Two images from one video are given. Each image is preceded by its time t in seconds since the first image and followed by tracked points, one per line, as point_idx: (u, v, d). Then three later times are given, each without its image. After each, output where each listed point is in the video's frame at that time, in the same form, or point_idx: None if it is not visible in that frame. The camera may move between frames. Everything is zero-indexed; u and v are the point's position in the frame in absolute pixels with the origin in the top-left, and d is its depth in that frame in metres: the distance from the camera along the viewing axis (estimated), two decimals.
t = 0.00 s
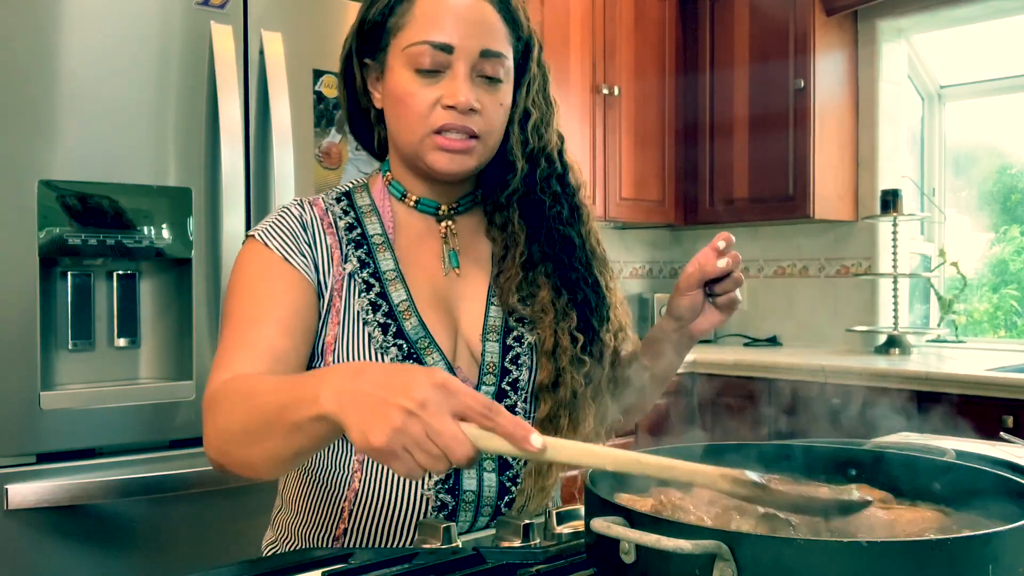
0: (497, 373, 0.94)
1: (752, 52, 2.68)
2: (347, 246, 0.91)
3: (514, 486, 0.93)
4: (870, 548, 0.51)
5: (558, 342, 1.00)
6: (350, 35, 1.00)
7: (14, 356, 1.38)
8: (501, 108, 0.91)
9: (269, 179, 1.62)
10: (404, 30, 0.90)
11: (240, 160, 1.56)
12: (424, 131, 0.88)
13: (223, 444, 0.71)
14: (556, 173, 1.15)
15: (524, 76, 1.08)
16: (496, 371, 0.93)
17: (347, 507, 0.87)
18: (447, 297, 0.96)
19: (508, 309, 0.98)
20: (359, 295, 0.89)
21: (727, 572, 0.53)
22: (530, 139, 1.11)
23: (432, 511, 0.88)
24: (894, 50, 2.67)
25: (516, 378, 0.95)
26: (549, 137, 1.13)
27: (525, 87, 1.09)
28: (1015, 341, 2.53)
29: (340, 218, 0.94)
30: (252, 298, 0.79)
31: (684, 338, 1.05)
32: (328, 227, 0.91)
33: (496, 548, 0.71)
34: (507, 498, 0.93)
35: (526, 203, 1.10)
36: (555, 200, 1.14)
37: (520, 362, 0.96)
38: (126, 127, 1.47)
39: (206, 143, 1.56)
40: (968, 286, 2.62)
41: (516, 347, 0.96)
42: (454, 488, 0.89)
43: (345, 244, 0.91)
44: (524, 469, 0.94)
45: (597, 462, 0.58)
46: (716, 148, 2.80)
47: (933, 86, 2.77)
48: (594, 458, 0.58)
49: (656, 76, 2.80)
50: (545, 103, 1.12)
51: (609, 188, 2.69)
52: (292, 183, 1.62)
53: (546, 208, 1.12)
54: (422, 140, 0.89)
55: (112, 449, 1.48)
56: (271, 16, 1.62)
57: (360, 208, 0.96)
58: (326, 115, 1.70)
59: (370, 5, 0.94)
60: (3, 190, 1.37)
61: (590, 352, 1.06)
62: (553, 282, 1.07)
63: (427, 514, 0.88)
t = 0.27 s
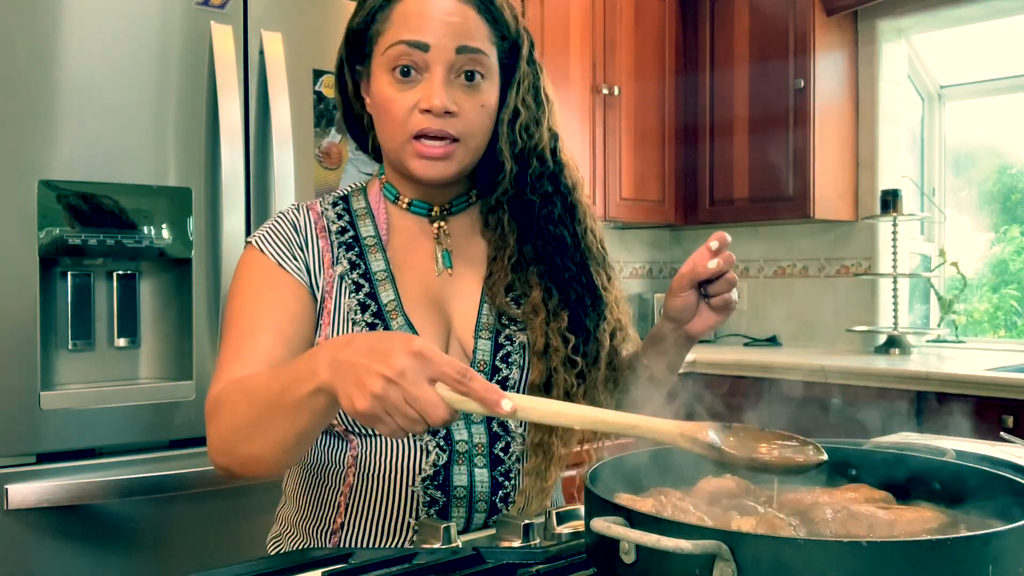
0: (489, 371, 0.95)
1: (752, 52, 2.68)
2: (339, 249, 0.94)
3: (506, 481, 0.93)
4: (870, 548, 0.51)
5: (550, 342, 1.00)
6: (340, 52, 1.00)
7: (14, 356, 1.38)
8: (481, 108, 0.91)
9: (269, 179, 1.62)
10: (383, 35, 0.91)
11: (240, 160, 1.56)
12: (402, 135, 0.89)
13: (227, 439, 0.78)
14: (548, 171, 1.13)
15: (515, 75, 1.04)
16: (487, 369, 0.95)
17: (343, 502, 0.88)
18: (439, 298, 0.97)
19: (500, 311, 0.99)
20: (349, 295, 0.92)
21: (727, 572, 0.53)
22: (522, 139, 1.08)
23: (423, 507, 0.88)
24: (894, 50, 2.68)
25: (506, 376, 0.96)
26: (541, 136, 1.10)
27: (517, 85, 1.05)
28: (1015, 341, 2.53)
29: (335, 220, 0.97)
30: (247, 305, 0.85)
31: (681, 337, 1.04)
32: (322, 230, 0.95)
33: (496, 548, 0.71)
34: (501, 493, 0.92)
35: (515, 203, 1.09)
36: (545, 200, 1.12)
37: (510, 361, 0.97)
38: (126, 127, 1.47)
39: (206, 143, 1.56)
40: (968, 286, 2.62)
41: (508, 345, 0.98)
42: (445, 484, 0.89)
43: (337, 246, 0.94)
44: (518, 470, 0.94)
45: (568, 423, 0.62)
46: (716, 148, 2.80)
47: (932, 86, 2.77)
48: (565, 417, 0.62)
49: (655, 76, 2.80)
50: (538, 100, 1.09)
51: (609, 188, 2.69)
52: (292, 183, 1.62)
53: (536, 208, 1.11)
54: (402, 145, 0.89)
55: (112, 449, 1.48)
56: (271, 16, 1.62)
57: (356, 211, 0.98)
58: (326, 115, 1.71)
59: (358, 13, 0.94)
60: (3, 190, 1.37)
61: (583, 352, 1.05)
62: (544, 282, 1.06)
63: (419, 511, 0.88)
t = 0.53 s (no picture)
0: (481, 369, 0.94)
1: (752, 52, 2.68)
2: (334, 250, 0.94)
3: (500, 480, 0.93)
4: (870, 548, 0.51)
5: (544, 342, 1.00)
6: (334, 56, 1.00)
7: (15, 355, 1.38)
8: (472, 109, 0.91)
9: (269, 178, 1.62)
10: (372, 38, 0.91)
11: (240, 160, 1.56)
12: (392, 138, 0.89)
13: (237, 436, 0.78)
14: (541, 170, 1.13)
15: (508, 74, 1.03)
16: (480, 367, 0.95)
17: (339, 501, 0.88)
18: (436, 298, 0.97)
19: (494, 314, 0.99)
20: (343, 296, 0.92)
21: (727, 572, 0.53)
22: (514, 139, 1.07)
23: (415, 507, 0.88)
24: (894, 50, 2.68)
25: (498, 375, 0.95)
26: (534, 134, 1.10)
27: (510, 84, 1.03)
28: (1016, 341, 2.53)
29: (332, 222, 0.97)
30: (251, 305, 0.86)
31: (679, 334, 1.04)
32: (318, 233, 0.95)
33: (496, 547, 0.71)
34: (495, 492, 0.92)
35: (508, 202, 1.09)
36: (537, 199, 1.12)
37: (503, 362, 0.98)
38: (126, 127, 1.47)
39: (206, 143, 1.56)
40: (968, 286, 2.62)
41: (501, 345, 0.98)
42: (437, 483, 0.89)
43: (332, 248, 0.94)
44: (512, 467, 0.94)
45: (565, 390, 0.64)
46: (716, 147, 2.80)
47: (932, 86, 2.77)
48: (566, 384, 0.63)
49: (655, 76, 2.80)
50: (530, 99, 1.08)
51: (609, 188, 2.69)
52: (292, 183, 1.62)
53: (529, 208, 1.10)
54: (392, 148, 0.90)
55: (112, 449, 1.48)
56: (271, 16, 1.62)
57: (353, 213, 0.99)
58: (326, 115, 1.71)
59: (349, 17, 0.95)
60: (3, 189, 1.37)
61: (577, 351, 1.06)
62: (537, 280, 1.06)
63: (412, 510, 0.88)
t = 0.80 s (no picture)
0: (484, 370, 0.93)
1: (752, 52, 2.68)
2: (335, 252, 0.94)
3: (502, 481, 0.93)
4: (870, 548, 0.51)
5: (544, 345, 1.00)
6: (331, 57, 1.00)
7: (15, 355, 1.39)
8: (461, 119, 0.91)
9: (269, 179, 1.62)
10: (366, 45, 0.91)
11: (240, 160, 1.56)
12: (384, 148, 0.90)
13: (243, 439, 0.79)
14: (538, 174, 1.12)
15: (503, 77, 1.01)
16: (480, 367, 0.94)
17: (342, 501, 0.88)
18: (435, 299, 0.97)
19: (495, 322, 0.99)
20: (345, 298, 0.92)
21: (727, 572, 0.53)
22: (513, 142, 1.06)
23: (417, 508, 0.88)
24: (894, 50, 2.68)
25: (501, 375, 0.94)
26: (533, 136, 1.08)
27: (506, 88, 1.02)
28: (1016, 341, 2.53)
29: (332, 225, 0.97)
30: (253, 309, 0.86)
31: (680, 332, 1.04)
32: (319, 235, 0.95)
33: (496, 547, 0.71)
34: (497, 493, 0.92)
35: (506, 208, 1.07)
36: (535, 203, 1.11)
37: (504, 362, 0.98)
38: (126, 127, 1.47)
39: (206, 142, 1.56)
40: (968, 286, 2.62)
41: (502, 345, 0.99)
42: (440, 484, 0.89)
43: (333, 250, 0.94)
44: (515, 469, 0.94)
45: (568, 394, 0.63)
46: (716, 148, 2.80)
47: (932, 86, 2.77)
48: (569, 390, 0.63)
49: (655, 76, 2.80)
50: (528, 101, 1.06)
51: (610, 188, 2.69)
52: (292, 183, 1.62)
53: (527, 212, 1.09)
54: (386, 158, 0.90)
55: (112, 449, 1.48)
56: (271, 16, 1.62)
57: (353, 214, 0.99)
58: (326, 115, 1.71)
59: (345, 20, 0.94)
60: (4, 189, 1.37)
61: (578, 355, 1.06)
62: (537, 285, 1.05)
63: (414, 511, 0.88)
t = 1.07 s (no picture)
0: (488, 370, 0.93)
1: (752, 52, 2.68)
2: (336, 253, 0.94)
3: (506, 483, 0.93)
4: (870, 548, 0.51)
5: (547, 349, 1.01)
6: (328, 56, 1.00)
7: (15, 355, 1.39)
8: (456, 125, 0.90)
9: (269, 178, 1.62)
10: (362, 49, 0.91)
11: (240, 160, 1.56)
12: (381, 153, 0.90)
13: (253, 438, 0.79)
14: (536, 177, 1.12)
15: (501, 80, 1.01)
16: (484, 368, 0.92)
17: (343, 503, 0.88)
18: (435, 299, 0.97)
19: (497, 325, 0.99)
20: (347, 299, 0.92)
21: (727, 572, 0.53)
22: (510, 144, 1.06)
23: (421, 509, 0.88)
24: (894, 50, 2.68)
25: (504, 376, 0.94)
26: (531, 139, 1.08)
27: (503, 90, 1.01)
28: (1016, 341, 2.53)
29: (332, 226, 0.97)
30: (258, 310, 0.86)
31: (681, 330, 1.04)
32: (319, 236, 0.95)
33: (496, 547, 0.71)
34: (499, 496, 0.92)
35: (505, 212, 1.07)
36: (532, 206, 1.11)
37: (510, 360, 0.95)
38: (126, 127, 1.47)
39: (205, 142, 1.56)
40: (968, 286, 2.62)
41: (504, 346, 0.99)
42: (444, 485, 0.89)
43: (335, 250, 0.94)
44: (518, 471, 0.94)
45: (585, 375, 0.63)
46: (716, 147, 2.80)
47: (932, 86, 2.77)
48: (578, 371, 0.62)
49: (655, 76, 2.80)
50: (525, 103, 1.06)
51: (610, 188, 2.69)
52: (292, 183, 1.62)
53: (526, 216, 1.09)
54: (382, 163, 0.91)
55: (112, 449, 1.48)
56: (271, 16, 1.62)
57: (352, 215, 0.99)
58: (326, 115, 1.71)
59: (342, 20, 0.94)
60: (4, 189, 1.37)
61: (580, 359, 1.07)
62: (539, 288, 1.06)
63: (418, 512, 0.88)
